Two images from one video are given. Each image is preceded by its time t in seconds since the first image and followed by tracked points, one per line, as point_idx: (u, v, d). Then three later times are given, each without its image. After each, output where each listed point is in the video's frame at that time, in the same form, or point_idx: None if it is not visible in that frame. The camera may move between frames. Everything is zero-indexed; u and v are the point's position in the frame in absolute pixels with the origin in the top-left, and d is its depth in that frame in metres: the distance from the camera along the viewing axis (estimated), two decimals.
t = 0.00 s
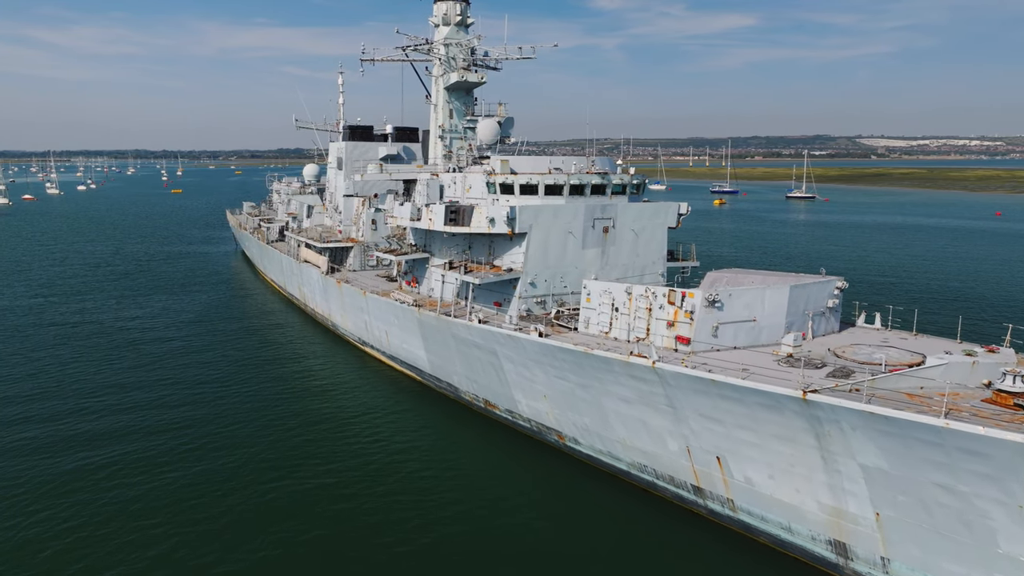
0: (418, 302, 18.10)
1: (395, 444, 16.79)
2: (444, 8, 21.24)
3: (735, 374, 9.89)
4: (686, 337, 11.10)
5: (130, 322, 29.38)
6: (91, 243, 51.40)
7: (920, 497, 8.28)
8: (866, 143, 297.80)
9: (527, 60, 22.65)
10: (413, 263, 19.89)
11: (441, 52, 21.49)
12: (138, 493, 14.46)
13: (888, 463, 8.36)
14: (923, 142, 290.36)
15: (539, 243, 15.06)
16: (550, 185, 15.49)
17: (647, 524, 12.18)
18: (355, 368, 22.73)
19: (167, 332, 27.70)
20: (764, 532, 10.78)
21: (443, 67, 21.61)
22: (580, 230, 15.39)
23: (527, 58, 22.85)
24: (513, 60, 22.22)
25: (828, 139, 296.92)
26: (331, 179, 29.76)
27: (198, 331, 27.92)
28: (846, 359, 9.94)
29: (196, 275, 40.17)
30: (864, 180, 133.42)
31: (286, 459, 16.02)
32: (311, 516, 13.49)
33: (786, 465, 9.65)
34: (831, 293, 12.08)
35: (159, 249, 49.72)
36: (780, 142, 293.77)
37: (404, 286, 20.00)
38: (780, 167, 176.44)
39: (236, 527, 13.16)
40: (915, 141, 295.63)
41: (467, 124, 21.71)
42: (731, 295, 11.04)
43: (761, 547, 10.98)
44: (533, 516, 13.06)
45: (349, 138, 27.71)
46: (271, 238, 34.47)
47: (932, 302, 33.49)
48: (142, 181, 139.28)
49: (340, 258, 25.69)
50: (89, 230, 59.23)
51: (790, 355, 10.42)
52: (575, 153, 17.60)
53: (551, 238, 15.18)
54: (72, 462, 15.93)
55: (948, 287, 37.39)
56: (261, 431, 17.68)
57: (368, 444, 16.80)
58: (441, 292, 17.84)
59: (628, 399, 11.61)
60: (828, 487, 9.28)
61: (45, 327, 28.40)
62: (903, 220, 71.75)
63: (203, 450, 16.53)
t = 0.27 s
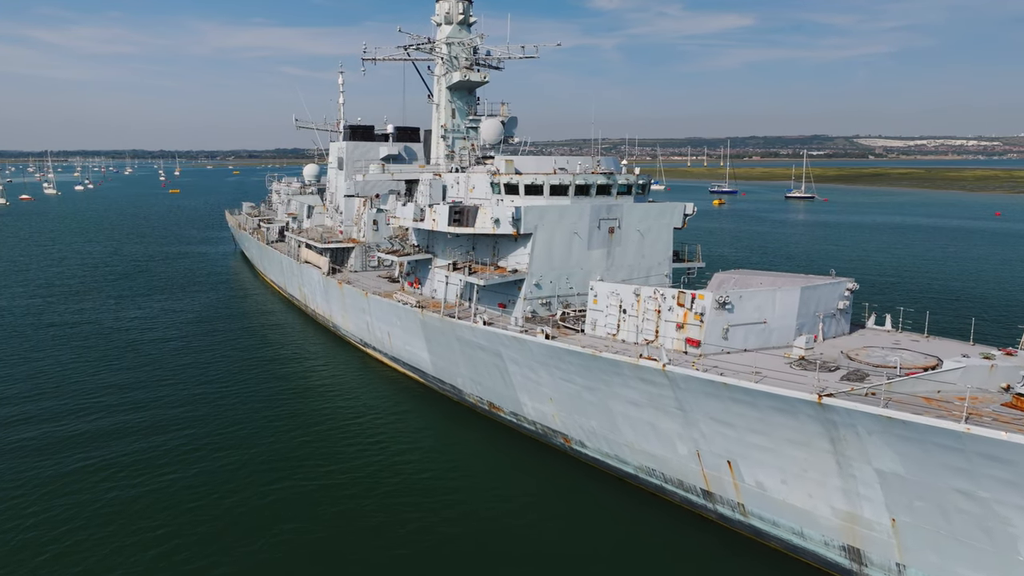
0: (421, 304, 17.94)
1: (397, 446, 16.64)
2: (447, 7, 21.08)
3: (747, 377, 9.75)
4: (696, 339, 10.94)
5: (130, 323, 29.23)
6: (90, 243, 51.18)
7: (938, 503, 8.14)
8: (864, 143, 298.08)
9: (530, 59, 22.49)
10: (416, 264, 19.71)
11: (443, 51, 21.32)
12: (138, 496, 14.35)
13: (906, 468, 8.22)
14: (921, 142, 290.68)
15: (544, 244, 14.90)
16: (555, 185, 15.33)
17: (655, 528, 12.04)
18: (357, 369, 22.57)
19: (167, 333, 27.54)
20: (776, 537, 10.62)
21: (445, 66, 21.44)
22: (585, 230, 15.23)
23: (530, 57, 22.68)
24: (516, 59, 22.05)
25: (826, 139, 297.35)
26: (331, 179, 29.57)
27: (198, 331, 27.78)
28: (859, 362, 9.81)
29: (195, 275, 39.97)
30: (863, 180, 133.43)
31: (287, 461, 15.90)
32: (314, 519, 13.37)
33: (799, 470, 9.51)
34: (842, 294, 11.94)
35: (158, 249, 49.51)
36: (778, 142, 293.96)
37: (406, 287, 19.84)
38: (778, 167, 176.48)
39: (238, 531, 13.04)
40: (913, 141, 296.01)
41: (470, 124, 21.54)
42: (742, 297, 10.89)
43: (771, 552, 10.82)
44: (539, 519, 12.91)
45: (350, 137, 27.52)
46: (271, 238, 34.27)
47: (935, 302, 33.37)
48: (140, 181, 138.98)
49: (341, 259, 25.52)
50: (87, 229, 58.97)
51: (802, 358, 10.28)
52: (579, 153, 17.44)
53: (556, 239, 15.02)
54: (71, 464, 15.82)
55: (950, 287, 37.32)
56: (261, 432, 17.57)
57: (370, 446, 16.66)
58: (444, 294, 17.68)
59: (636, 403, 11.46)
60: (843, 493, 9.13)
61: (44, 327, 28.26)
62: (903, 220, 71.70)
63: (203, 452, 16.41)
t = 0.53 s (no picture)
0: (424, 305, 17.77)
1: (401, 447, 16.50)
2: (449, 6, 20.92)
3: (760, 380, 9.61)
4: (706, 342, 10.80)
5: (129, 323, 29.07)
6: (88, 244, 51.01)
7: (957, 509, 8.01)
8: (861, 143, 298.40)
9: (532, 58, 22.33)
10: (418, 265, 19.54)
11: (445, 50, 21.16)
12: (138, 498, 14.18)
13: (925, 473, 8.08)
14: (918, 142, 291.02)
15: (550, 245, 14.75)
16: (561, 185, 15.16)
17: (663, 533, 11.88)
18: (358, 370, 22.41)
19: (166, 334, 27.36)
20: (787, 542, 10.47)
21: (448, 66, 21.29)
22: (591, 231, 15.09)
23: (533, 57, 22.52)
24: (519, 59, 21.90)
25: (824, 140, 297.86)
26: (332, 179, 29.39)
27: (198, 332, 27.64)
28: (873, 365, 9.65)
29: (194, 276, 39.79)
30: (861, 180, 133.53)
31: (289, 462, 15.75)
32: (317, 523, 13.21)
33: (813, 475, 9.35)
34: (853, 296, 11.79)
35: (156, 250, 49.32)
36: (776, 142, 294.23)
37: (408, 288, 19.67)
38: (777, 167, 176.60)
39: (240, 535, 12.87)
40: (911, 141, 296.45)
41: (472, 124, 21.38)
42: (753, 299, 10.74)
43: (781, 558, 10.67)
44: (545, 523, 12.76)
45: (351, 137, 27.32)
46: (270, 239, 34.09)
47: (937, 303, 33.28)
48: (138, 181, 138.82)
49: (342, 259, 25.35)
50: (85, 230, 58.74)
51: (814, 361, 10.14)
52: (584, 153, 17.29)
53: (561, 239, 14.86)
54: (70, 466, 15.64)
55: (951, 287, 37.28)
56: (263, 433, 17.42)
57: (373, 448, 16.50)
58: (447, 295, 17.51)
59: (646, 406, 11.30)
60: (857, 498, 8.97)
61: (42, 328, 28.12)
62: (902, 220, 71.70)
63: (204, 453, 16.26)
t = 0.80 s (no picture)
0: (428, 307, 17.58)
1: (404, 449, 16.33)
2: (452, 4, 20.75)
3: (774, 384, 9.45)
4: (717, 345, 10.64)
5: (127, 324, 28.86)
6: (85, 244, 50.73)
7: (978, 516, 7.86)
8: (859, 143, 298.79)
9: (535, 58, 22.16)
10: (421, 266, 19.35)
11: (448, 49, 20.99)
12: (136, 501, 13.95)
13: (945, 480, 7.93)
14: (916, 142, 291.48)
15: (555, 246, 14.58)
16: (566, 186, 14.99)
17: (671, 538, 11.71)
18: (359, 371, 22.22)
19: (165, 335, 27.12)
20: (799, 548, 10.31)
21: (450, 65, 21.10)
22: (596, 232, 14.92)
23: (536, 56, 22.35)
24: (522, 58, 21.73)
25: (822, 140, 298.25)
26: (332, 179, 29.18)
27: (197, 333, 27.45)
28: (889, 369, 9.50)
29: (192, 276, 39.56)
30: (859, 180, 133.60)
31: (291, 465, 15.54)
32: (319, 526, 13.00)
33: (828, 481, 9.19)
34: (864, 298, 11.65)
35: (154, 250, 49.05)
36: (774, 142, 294.48)
37: (411, 289, 19.48)
38: (775, 167, 176.69)
39: (241, 538, 12.66)
40: (908, 141, 296.90)
41: (475, 123, 21.20)
42: (765, 301, 10.59)
43: (793, 564, 10.51)
44: (552, 527, 12.58)
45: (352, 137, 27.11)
46: (270, 239, 33.86)
47: (940, 303, 33.19)
48: (136, 181, 138.41)
49: (343, 260, 25.15)
50: (82, 230, 58.47)
51: (828, 364, 9.98)
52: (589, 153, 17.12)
53: (567, 240, 14.70)
54: (67, 469, 15.39)
55: (953, 287, 37.22)
56: (264, 435, 17.20)
57: (375, 451, 16.30)
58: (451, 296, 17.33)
59: (655, 410, 11.14)
60: (874, 504, 8.81)
61: (40, 328, 27.90)
62: (901, 221, 71.70)
63: (204, 455, 16.02)
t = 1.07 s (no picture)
0: (431, 308, 17.40)
1: (407, 452, 16.15)
2: (454, 3, 20.58)
3: (788, 388, 9.29)
4: (728, 347, 10.48)
5: (126, 325, 28.66)
6: (83, 244, 50.51)
7: (998, 523, 7.72)
8: (857, 143, 299.12)
9: (538, 57, 21.99)
10: (423, 267, 19.14)
11: (450, 48, 20.82)
12: (135, 505, 13.72)
13: (964, 486, 7.79)
14: (914, 142, 291.84)
15: (561, 246, 14.42)
16: (572, 186, 14.82)
17: (680, 543, 11.54)
18: (360, 373, 22.04)
19: (164, 336, 26.92)
20: (811, 554, 10.15)
21: (452, 64, 20.93)
22: (602, 233, 14.76)
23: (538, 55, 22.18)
24: (524, 57, 21.57)
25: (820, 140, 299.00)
26: (332, 180, 28.99)
27: (196, 333, 27.25)
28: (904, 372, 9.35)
29: (191, 277, 39.36)
30: (857, 180, 133.60)
31: (292, 467, 15.36)
32: (322, 530, 12.86)
33: (842, 486, 9.04)
34: (875, 300, 11.50)
35: (152, 250, 48.82)
36: (772, 142, 294.67)
37: (413, 290, 19.31)
38: (773, 167, 176.91)
39: (242, 543, 12.45)
40: (906, 141, 297.28)
41: (477, 123, 21.04)
42: (776, 303, 10.43)
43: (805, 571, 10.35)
44: (559, 532, 12.41)
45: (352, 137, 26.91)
46: (269, 240, 33.66)
47: (942, 303, 33.10)
48: (133, 181, 138.12)
49: (343, 261, 24.97)
50: (81, 231, 58.24)
51: (841, 368, 9.82)
52: (593, 152, 16.96)
53: (573, 241, 14.53)
54: (65, 472, 15.16)
55: (954, 287, 37.22)
56: (264, 437, 17.03)
57: (377, 454, 16.12)
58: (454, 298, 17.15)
59: (665, 414, 10.97)
60: (890, 510, 8.66)
61: (38, 329, 27.70)
62: (901, 220, 71.70)
63: (203, 458, 15.82)
